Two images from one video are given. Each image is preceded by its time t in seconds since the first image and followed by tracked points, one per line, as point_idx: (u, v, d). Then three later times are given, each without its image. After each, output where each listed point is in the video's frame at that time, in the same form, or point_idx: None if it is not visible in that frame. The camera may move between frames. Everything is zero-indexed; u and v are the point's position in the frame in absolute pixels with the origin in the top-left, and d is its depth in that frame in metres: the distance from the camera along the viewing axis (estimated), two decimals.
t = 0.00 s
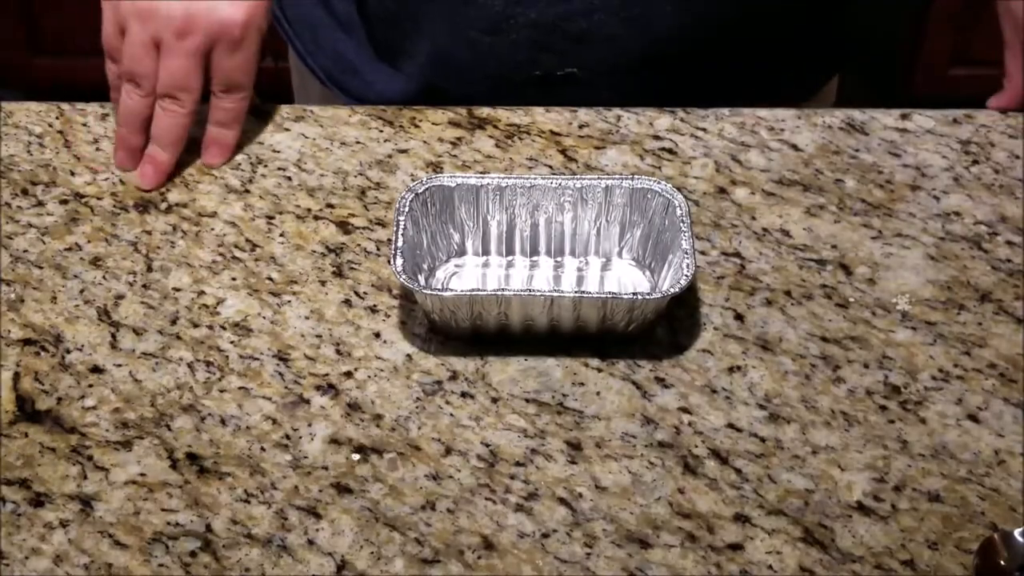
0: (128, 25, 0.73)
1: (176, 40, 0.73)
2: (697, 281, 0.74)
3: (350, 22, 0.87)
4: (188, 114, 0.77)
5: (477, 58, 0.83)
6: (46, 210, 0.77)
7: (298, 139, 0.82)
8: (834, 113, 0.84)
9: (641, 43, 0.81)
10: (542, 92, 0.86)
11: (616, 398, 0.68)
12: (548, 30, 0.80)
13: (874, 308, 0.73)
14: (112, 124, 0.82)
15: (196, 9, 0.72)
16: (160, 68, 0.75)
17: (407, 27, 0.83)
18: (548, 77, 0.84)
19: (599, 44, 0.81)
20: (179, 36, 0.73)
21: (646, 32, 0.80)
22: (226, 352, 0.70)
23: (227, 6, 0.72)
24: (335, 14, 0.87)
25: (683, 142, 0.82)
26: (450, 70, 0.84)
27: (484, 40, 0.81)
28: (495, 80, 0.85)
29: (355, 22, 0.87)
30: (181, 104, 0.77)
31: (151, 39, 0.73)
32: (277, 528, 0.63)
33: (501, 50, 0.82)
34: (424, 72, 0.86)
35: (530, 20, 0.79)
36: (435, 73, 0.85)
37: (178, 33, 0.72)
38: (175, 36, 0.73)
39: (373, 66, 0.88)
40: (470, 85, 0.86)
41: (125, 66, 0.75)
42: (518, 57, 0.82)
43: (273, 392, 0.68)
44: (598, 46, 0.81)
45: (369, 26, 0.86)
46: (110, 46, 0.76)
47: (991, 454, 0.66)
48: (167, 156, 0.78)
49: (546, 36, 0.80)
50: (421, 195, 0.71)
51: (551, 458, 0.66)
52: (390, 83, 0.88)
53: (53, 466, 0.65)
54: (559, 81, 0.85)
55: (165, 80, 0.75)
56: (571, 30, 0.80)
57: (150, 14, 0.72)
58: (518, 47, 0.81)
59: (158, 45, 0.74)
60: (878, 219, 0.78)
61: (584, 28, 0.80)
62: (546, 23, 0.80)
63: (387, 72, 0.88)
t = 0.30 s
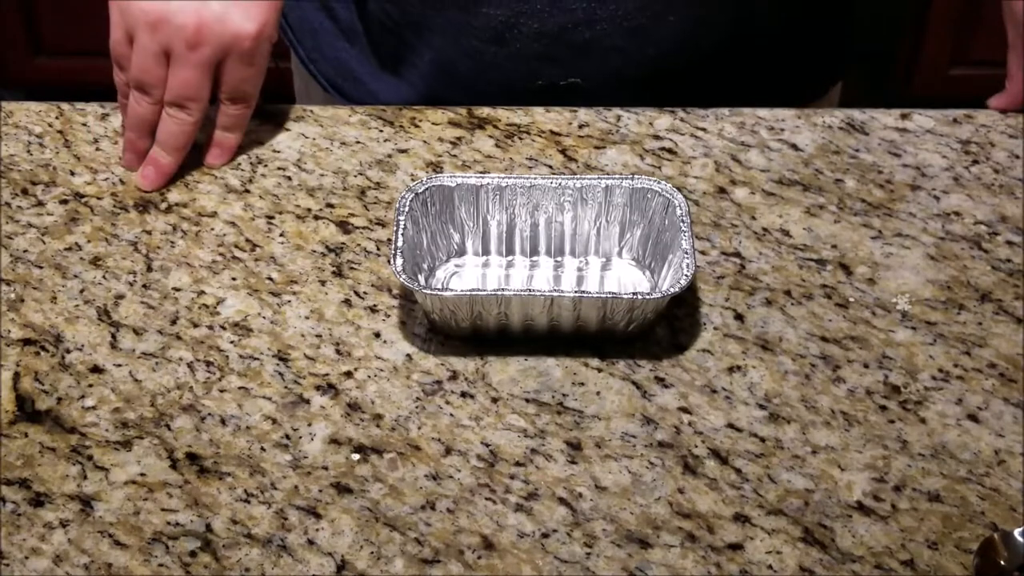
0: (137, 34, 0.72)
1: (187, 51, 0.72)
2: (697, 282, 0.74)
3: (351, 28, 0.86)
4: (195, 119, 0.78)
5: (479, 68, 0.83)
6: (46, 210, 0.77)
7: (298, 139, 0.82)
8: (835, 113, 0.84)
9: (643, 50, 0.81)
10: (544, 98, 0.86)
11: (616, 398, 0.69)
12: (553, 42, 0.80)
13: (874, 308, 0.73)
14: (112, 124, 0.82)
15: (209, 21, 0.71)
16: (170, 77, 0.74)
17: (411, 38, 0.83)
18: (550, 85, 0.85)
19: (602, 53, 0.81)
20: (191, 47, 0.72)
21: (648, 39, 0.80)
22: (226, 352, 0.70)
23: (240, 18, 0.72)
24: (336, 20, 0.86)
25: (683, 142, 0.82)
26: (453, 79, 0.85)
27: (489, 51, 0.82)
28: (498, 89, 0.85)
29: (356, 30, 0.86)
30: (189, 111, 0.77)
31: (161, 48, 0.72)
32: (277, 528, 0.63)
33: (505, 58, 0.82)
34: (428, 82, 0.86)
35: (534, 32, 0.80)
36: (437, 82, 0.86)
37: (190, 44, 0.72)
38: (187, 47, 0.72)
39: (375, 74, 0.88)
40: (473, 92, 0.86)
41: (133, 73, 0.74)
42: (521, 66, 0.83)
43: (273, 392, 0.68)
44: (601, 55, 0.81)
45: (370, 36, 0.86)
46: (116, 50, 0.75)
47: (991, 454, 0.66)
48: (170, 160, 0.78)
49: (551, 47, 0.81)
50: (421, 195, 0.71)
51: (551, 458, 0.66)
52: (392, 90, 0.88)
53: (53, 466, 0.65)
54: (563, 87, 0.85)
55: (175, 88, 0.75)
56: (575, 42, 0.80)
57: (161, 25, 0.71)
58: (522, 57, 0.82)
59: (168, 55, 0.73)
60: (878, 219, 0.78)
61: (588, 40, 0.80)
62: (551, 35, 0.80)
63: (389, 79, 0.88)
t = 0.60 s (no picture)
0: (137, 33, 0.72)
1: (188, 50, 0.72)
2: (697, 282, 0.74)
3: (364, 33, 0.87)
4: (195, 119, 0.78)
5: (488, 73, 0.84)
6: (46, 210, 0.77)
7: (298, 139, 0.82)
8: (835, 113, 0.84)
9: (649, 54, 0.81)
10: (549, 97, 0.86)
11: (616, 398, 0.69)
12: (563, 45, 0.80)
13: (874, 308, 0.73)
14: (112, 124, 0.82)
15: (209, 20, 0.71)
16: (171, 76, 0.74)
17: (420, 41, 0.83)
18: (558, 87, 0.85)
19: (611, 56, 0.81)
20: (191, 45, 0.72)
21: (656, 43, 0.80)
22: (226, 352, 0.70)
23: (239, 16, 0.72)
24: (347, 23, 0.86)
25: (682, 142, 0.82)
26: (459, 82, 0.85)
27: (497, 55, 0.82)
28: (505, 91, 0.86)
29: (367, 33, 0.86)
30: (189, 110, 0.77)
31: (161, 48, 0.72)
32: (277, 528, 0.63)
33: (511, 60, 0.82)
34: (435, 86, 0.86)
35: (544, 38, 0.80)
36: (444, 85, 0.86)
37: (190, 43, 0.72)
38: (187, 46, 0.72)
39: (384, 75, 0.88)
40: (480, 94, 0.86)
41: (134, 73, 0.74)
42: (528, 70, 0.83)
43: (273, 392, 0.68)
44: (609, 59, 0.81)
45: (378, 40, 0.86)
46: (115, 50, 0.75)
47: (991, 454, 0.66)
48: (171, 161, 0.78)
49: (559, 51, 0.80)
50: (421, 195, 0.71)
51: (551, 458, 0.66)
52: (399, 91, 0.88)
53: (53, 467, 0.65)
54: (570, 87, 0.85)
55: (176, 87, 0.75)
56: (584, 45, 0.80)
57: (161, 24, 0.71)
58: (530, 62, 0.82)
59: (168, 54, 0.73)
60: (878, 219, 0.78)
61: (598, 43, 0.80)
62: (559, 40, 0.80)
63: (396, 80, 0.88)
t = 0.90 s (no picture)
0: (134, 32, 0.72)
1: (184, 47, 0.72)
2: (697, 282, 0.74)
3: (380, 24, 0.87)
4: (194, 117, 0.77)
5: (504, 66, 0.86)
6: (46, 210, 0.77)
7: (298, 139, 0.82)
8: (835, 113, 0.84)
9: (653, 51, 0.84)
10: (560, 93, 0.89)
11: (616, 398, 0.69)
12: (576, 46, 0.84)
13: (874, 308, 0.73)
14: (112, 124, 0.82)
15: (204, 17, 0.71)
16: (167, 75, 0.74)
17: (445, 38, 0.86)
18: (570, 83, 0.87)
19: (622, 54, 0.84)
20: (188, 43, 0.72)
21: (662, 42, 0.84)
22: (226, 352, 0.70)
23: (235, 14, 0.72)
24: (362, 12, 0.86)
25: (682, 142, 0.82)
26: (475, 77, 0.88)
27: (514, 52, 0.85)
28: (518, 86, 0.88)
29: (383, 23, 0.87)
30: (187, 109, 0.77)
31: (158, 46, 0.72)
32: (277, 528, 0.63)
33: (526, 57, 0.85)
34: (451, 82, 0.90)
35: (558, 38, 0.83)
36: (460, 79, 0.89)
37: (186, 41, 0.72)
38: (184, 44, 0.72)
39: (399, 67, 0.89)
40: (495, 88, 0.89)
41: (131, 72, 0.74)
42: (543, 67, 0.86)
43: (273, 392, 0.68)
44: (618, 57, 0.85)
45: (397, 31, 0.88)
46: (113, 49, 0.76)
47: (991, 454, 0.66)
48: (170, 160, 0.78)
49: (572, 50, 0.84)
50: (421, 195, 0.71)
51: (551, 458, 0.66)
52: (415, 84, 0.90)
53: (53, 467, 0.65)
54: (581, 83, 0.87)
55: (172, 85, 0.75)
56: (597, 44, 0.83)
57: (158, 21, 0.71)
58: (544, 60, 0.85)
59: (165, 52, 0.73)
60: (878, 219, 0.78)
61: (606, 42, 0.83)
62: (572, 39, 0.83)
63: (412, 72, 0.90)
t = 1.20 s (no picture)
0: (133, 38, 0.73)
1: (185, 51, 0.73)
2: (697, 282, 0.74)
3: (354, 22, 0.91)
4: (195, 120, 0.78)
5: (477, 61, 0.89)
6: (46, 210, 0.77)
7: (298, 140, 0.82)
8: (835, 113, 0.84)
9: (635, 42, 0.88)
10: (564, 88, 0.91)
11: (616, 398, 0.69)
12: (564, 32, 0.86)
13: (874, 308, 0.73)
14: (112, 124, 0.82)
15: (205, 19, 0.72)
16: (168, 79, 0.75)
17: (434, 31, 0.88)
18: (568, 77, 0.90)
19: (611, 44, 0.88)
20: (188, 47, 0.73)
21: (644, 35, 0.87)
22: (226, 352, 0.70)
23: (235, 21, 0.73)
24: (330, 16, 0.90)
25: (682, 142, 0.82)
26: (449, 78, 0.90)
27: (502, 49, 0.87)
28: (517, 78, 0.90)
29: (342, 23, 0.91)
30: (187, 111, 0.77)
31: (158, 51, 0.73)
32: (277, 528, 0.63)
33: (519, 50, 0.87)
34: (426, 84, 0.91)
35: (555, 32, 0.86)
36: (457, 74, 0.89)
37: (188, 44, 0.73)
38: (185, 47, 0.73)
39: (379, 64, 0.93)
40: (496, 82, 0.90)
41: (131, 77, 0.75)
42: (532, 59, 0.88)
43: (273, 392, 0.68)
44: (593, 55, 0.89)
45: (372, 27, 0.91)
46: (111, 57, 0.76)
47: (991, 454, 0.66)
48: (171, 162, 0.78)
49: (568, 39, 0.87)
50: (421, 195, 0.71)
51: (551, 458, 0.66)
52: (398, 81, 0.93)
53: (53, 466, 0.65)
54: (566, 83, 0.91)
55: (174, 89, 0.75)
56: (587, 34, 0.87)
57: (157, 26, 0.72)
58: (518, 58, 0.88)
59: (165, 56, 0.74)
60: (878, 219, 0.78)
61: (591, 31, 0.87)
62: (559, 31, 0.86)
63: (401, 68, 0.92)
